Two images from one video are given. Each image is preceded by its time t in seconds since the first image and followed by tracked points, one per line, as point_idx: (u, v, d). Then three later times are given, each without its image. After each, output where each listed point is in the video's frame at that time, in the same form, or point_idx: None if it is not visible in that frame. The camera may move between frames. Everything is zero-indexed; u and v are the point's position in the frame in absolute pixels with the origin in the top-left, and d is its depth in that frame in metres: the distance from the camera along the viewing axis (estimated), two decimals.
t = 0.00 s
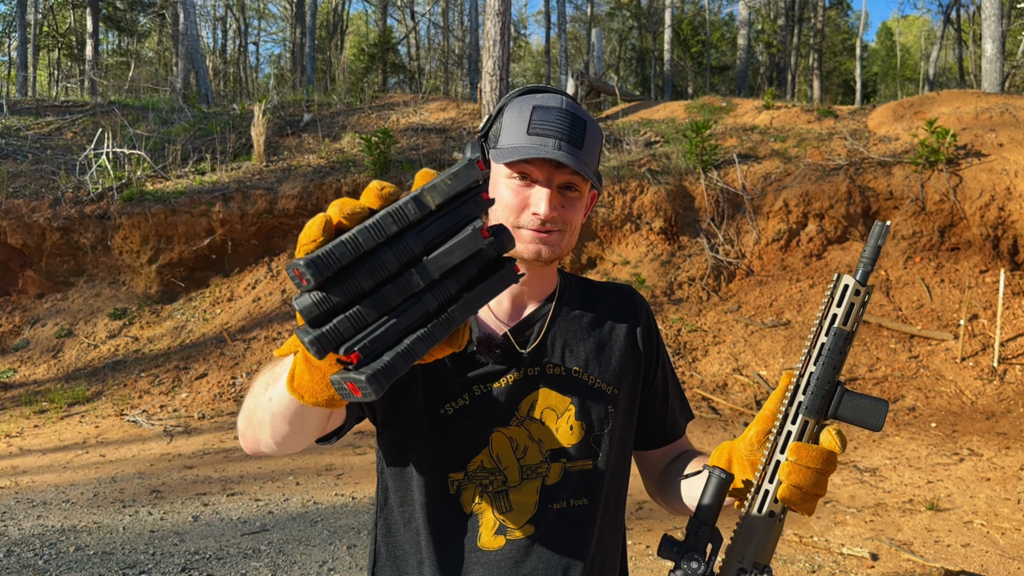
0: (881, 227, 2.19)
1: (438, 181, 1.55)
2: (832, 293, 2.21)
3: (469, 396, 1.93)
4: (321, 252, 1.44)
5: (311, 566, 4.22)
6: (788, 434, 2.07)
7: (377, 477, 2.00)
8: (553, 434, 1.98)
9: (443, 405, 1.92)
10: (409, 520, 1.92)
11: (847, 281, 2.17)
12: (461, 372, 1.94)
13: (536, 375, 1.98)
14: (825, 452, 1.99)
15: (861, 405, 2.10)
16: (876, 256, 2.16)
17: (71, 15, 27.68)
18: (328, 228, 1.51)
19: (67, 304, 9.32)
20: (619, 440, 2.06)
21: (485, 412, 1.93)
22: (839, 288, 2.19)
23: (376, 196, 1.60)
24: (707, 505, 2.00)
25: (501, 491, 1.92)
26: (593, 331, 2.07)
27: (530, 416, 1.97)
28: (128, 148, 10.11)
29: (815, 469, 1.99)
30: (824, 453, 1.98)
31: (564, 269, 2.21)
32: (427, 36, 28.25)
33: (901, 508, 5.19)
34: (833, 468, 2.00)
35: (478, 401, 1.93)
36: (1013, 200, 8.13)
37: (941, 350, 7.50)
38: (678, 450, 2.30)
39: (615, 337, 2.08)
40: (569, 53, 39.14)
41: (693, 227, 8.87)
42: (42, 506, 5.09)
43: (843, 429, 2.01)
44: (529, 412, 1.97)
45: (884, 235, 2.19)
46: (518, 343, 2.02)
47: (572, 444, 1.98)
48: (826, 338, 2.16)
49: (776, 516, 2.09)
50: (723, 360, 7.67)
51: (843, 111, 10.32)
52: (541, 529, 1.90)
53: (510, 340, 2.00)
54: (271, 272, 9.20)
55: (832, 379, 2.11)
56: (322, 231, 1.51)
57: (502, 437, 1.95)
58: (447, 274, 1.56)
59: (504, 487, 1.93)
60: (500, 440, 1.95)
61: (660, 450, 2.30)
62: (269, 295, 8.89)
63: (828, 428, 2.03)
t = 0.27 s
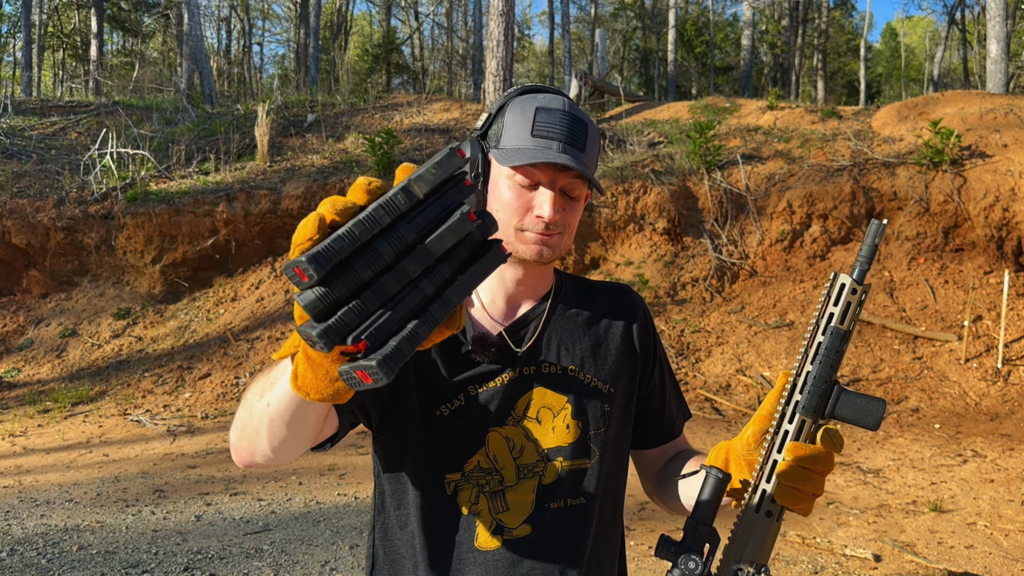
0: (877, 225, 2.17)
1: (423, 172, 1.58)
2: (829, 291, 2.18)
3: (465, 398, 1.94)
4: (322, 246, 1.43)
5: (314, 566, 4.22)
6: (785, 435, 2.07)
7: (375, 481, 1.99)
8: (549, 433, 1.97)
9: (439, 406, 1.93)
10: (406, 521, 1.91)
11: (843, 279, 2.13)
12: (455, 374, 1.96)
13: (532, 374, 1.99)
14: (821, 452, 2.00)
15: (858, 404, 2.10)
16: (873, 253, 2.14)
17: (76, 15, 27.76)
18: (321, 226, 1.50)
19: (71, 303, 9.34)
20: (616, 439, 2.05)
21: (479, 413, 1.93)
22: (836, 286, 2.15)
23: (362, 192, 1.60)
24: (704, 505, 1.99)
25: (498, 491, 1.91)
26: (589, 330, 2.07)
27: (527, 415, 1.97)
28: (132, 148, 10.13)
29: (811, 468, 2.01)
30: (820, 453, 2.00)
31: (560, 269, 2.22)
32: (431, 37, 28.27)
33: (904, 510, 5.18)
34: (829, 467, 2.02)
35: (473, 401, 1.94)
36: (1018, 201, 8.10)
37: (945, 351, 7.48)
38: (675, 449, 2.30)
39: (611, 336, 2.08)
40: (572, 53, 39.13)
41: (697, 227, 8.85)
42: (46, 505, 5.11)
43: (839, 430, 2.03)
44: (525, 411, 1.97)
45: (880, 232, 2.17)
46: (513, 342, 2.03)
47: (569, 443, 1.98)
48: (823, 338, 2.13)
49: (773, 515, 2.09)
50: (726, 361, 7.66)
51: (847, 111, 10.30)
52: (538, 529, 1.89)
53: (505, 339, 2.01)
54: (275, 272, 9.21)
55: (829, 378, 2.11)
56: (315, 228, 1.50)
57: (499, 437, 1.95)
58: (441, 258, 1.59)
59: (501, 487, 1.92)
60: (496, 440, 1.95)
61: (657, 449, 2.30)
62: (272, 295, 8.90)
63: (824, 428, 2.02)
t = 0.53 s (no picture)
0: (874, 224, 2.16)
1: (431, 181, 1.59)
2: (826, 292, 2.17)
3: (461, 400, 1.95)
4: (342, 247, 1.43)
5: (317, 565, 4.23)
6: (782, 436, 2.07)
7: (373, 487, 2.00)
8: (546, 434, 1.98)
9: (436, 409, 1.93)
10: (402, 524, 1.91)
11: (840, 280, 2.13)
12: (450, 377, 1.96)
13: (527, 376, 1.99)
14: (819, 454, 1.99)
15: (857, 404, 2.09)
16: (871, 253, 2.13)
17: (82, 15, 27.85)
18: (337, 230, 1.51)
19: (76, 302, 9.37)
20: (613, 439, 2.05)
21: (476, 415, 1.94)
22: (834, 286, 2.15)
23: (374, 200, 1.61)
24: (702, 507, 1.99)
25: (495, 492, 1.93)
26: (586, 330, 2.07)
27: (523, 417, 1.98)
28: (137, 148, 10.16)
29: (808, 470, 1.99)
30: (818, 455, 1.99)
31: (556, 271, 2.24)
32: (436, 37, 28.29)
33: (908, 511, 5.16)
34: (827, 469, 2.01)
35: (469, 404, 1.94)
36: None
37: (950, 352, 7.46)
38: (674, 449, 2.29)
39: (607, 337, 2.08)
40: (578, 53, 39.12)
41: (701, 227, 8.84)
42: (51, 504, 5.13)
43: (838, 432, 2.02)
44: (521, 413, 1.98)
45: (877, 232, 2.16)
46: (509, 343, 2.03)
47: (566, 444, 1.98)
48: (821, 338, 2.13)
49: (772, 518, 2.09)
50: (731, 361, 7.65)
51: (852, 111, 10.27)
52: (535, 530, 1.89)
53: (501, 340, 2.01)
54: (279, 271, 9.24)
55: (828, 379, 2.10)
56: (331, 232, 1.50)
57: (495, 438, 1.96)
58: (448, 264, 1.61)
59: (498, 489, 1.93)
60: (493, 442, 1.95)
61: (656, 449, 2.29)
62: (277, 295, 8.93)
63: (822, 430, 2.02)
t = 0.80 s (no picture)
0: (888, 226, 2.15)
1: (281, 121, 1.59)
2: (840, 293, 2.17)
3: (462, 402, 1.94)
4: (263, 199, 1.50)
5: (321, 563, 4.23)
6: (794, 438, 2.07)
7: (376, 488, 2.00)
8: (547, 434, 1.97)
9: (438, 410, 1.93)
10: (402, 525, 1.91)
11: (855, 281, 2.11)
12: (451, 379, 1.95)
13: (528, 376, 1.98)
14: (831, 457, 1.98)
15: (869, 407, 2.08)
16: (884, 255, 2.12)
17: (89, 14, 27.92)
18: (245, 191, 1.56)
19: (82, 300, 9.40)
20: (615, 440, 2.04)
21: (476, 415, 1.93)
22: (846, 288, 2.15)
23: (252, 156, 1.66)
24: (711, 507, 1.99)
25: (495, 493, 1.92)
26: (587, 330, 2.07)
27: (524, 417, 1.97)
28: (142, 146, 10.18)
29: (820, 473, 1.97)
30: (831, 457, 1.97)
31: (560, 270, 2.22)
32: (442, 36, 28.28)
33: (914, 512, 5.13)
34: (839, 472, 1.99)
35: (469, 405, 1.94)
36: None
37: (956, 352, 7.42)
38: (677, 449, 2.28)
39: (608, 337, 2.07)
40: (583, 51, 39.08)
41: (706, 227, 8.81)
42: (55, 501, 5.14)
43: (850, 434, 2.01)
44: (522, 413, 1.97)
45: (892, 234, 2.15)
46: (511, 343, 2.02)
47: (567, 445, 1.96)
48: (833, 340, 2.12)
49: (781, 519, 2.06)
50: (736, 361, 7.62)
51: (858, 111, 10.22)
52: (536, 531, 1.88)
53: (502, 339, 2.01)
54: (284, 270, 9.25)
55: (840, 381, 2.08)
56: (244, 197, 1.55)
57: (496, 439, 1.95)
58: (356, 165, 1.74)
59: (498, 489, 1.93)
60: (493, 442, 1.95)
61: (660, 450, 2.28)
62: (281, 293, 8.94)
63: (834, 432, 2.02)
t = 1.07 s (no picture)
0: (892, 223, 2.13)
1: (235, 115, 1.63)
2: (843, 292, 2.14)
3: (465, 399, 1.93)
4: (227, 185, 1.51)
5: (325, 562, 4.22)
6: (797, 437, 2.05)
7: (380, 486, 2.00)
8: (550, 433, 1.95)
9: (441, 408, 1.92)
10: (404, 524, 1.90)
11: (858, 280, 2.10)
12: (453, 377, 1.94)
13: (531, 375, 1.97)
14: (835, 456, 1.96)
15: (872, 406, 2.05)
16: (888, 252, 2.09)
17: (95, 12, 27.96)
18: (208, 184, 1.56)
19: (87, 298, 9.42)
20: (620, 439, 2.02)
21: (479, 414, 1.92)
22: (850, 286, 2.12)
23: (208, 155, 1.67)
24: (713, 508, 1.96)
25: (498, 492, 1.91)
26: (593, 329, 2.05)
27: (528, 416, 1.96)
28: (148, 144, 10.19)
29: (825, 473, 1.95)
30: (834, 457, 1.95)
31: (566, 267, 2.21)
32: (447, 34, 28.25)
33: (920, 512, 5.10)
34: (843, 472, 1.96)
35: (473, 403, 1.92)
36: None
37: (963, 352, 7.38)
38: (685, 449, 2.26)
39: (614, 336, 2.06)
40: (588, 50, 39.04)
41: (712, 225, 8.78)
42: (61, 499, 5.15)
43: (853, 433, 2.01)
44: (526, 412, 1.96)
45: (896, 231, 2.13)
46: (514, 341, 2.01)
47: (571, 444, 1.94)
48: (836, 338, 2.08)
49: (785, 520, 2.03)
50: (741, 360, 7.59)
51: (864, 109, 10.17)
52: (539, 531, 1.87)
53: (504, 338, 1.99)
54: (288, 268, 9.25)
55: (843, 380, 2.05)
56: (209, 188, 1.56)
57: (500, 438, 1.94)
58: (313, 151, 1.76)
59: (501, 489, 1.91)
60: (497, 441, 1.94)
61: (667, 450, 2.26)
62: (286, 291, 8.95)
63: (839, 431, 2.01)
